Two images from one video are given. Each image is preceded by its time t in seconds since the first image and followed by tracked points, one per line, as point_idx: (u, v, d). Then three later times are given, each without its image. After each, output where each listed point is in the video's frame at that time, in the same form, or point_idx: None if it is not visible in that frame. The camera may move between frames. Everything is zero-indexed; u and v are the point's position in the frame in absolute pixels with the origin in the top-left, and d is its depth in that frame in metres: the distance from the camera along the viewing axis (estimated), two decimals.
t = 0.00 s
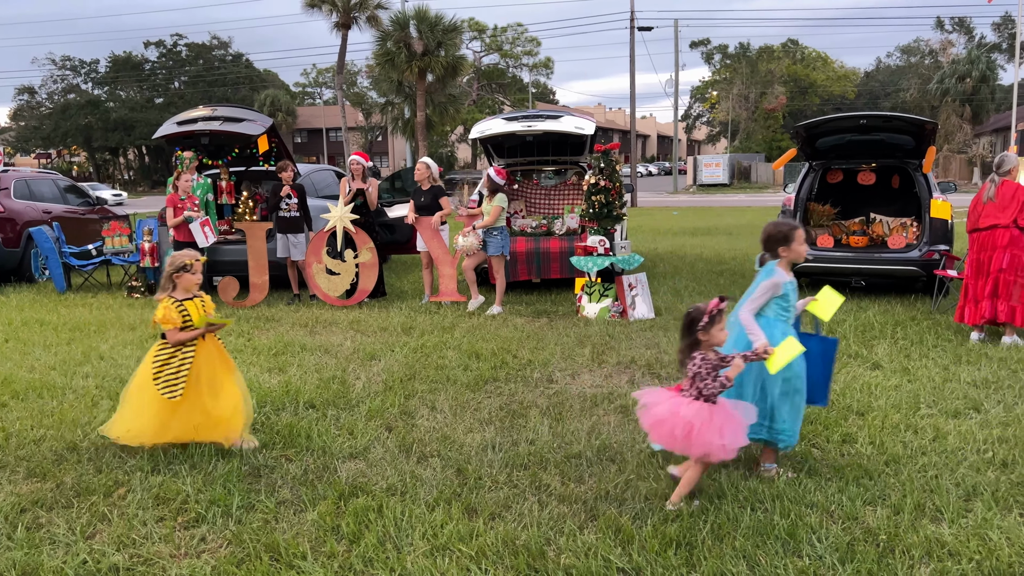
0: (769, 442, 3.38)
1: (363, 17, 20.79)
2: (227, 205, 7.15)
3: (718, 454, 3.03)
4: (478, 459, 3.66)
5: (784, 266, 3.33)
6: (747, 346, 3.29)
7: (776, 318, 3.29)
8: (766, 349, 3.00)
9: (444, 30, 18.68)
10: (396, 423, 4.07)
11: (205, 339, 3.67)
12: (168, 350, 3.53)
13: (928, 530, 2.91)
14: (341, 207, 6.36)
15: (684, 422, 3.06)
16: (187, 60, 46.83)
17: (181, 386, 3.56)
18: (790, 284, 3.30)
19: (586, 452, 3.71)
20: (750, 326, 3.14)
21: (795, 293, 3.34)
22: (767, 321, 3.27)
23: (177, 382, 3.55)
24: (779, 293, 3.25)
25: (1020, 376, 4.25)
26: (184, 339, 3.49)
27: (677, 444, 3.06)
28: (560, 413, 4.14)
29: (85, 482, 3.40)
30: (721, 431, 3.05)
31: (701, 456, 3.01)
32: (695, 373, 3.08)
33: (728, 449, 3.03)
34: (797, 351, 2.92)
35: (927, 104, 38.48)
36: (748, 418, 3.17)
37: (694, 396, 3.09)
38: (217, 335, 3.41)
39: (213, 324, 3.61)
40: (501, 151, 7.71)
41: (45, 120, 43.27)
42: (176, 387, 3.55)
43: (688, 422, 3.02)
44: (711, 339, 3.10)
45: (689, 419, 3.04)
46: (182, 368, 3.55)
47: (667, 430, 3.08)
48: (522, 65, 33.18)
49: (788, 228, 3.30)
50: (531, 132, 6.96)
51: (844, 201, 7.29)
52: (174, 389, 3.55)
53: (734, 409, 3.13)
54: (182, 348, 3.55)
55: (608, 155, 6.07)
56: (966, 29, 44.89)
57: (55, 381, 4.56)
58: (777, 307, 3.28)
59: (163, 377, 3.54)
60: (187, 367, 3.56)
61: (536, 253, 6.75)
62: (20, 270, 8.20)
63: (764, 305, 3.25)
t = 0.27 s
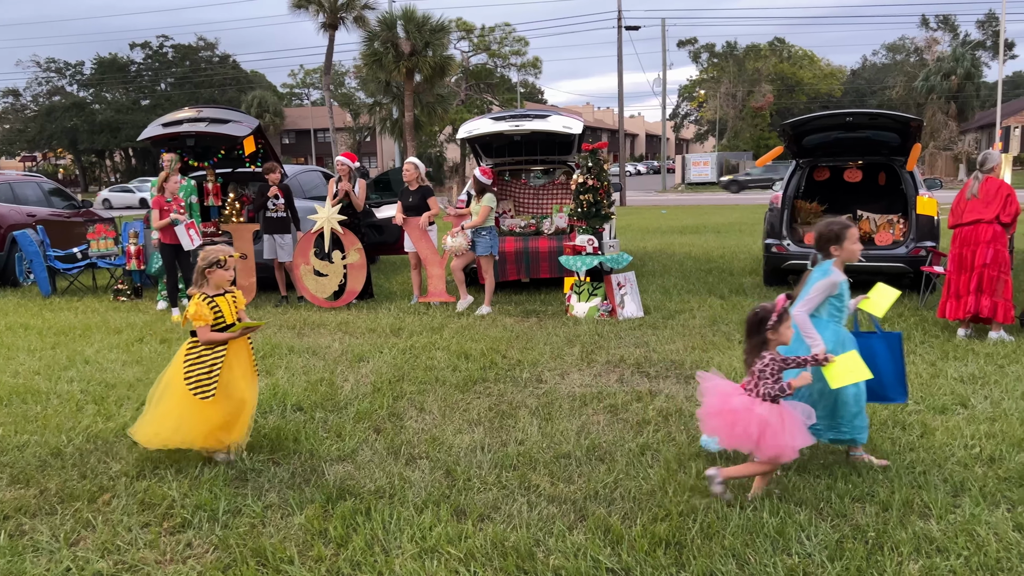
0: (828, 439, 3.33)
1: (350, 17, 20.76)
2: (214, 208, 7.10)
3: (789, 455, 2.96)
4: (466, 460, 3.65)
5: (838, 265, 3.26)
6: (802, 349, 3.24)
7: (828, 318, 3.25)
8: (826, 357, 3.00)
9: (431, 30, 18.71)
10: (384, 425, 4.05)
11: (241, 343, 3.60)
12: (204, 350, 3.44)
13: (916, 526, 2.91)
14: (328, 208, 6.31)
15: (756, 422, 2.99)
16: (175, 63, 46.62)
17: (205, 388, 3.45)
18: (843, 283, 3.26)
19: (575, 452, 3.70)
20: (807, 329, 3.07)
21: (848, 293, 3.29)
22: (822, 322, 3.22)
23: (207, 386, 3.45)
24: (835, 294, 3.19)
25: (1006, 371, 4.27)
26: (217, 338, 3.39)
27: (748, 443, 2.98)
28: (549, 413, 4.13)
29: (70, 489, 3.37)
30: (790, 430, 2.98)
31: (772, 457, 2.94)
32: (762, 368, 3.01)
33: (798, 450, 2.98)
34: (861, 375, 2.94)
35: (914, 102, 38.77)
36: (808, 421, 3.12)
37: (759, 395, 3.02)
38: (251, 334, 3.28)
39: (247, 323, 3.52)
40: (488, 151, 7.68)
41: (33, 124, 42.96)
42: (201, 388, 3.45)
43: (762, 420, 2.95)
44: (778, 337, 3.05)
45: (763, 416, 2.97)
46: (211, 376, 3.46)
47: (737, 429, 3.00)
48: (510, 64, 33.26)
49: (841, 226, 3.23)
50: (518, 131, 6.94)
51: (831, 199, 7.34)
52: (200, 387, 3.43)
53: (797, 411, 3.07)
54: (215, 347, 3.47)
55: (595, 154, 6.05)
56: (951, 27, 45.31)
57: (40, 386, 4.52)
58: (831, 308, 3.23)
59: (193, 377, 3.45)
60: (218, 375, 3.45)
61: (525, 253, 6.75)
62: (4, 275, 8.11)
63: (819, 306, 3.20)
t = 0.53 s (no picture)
0: (875, 429, 3.20)
1: (327, 17, 20.69)
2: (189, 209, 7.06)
3: (847, 451, 2.91)
4: (444, 462, 3.63)
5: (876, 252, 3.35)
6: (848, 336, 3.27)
7: (869, 305, 3.32)
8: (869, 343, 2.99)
9: (409, 30, 18.73)
10: (361, 427, 4.02)
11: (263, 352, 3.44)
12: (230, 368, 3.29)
13: (892, 522, 2.93)
14: (305, 208, 6.23)
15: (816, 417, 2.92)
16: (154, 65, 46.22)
17: (244, 407, 3.27)
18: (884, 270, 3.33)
19: (553, 452, 3.68)
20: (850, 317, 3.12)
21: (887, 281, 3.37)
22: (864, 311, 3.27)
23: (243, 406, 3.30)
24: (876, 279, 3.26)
25: (981, 366, 4.32)
26: (242, 353, 3.23)
27: (804, 437, 2.92)
28: (528, 413, 4.11)
29: (39, 497, 3.30)
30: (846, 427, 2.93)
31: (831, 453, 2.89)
32: (817, 363, 2.93)
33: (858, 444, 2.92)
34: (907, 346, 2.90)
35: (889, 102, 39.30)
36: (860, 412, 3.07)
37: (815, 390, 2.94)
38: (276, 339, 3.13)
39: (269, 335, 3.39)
40: (467, 150, 7.66)
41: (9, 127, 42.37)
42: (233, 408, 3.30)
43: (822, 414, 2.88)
44: (836, 330, 2.95)
45: (824, 413, 2.91)
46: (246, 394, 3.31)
47: (795, 424, 2.93)
48: (489, 65, 33.38)
49: (880, 213, 3.30)
50: (496, 130, 6.92)
51: (807, 197, 7.44)
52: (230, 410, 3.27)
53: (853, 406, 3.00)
54: (243, 362, 3.31)
55: (574, 153, 6.04)
56: (925, 28, 46.00)
57: (9, 393, 4.43)
58: (869, 295, 3.32)
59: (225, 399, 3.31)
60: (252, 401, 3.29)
61: (504, 253, 6.74)
62: None
63: (859, 292, 3.30)
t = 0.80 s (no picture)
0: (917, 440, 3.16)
1: (295, 16, 20.58)
2: (153, 210, 6.98)
3: (883, 439, 2.83)
4: (413, 466, 3.58)
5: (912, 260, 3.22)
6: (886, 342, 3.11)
7: (905, 313, 3.16)
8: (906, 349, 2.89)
9: (377, 30, 18.73)
10: (328, 431, 3.96)
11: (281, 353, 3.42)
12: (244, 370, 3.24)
13: (859, 520, 2.94)
14: (272, 209, 6.01)
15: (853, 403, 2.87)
16: (122, 65, 45.56)
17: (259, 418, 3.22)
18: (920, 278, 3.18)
19: (523, 454, 3.66)
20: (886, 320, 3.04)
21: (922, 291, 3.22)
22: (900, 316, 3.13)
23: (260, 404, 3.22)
24: (913, 288, 3.12)
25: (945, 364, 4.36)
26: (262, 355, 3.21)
27: (841, 427, 2.86)
28: (498, 416, 4.08)
29: None
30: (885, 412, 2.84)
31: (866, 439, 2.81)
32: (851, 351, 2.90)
33: (893, 434, 2.84)
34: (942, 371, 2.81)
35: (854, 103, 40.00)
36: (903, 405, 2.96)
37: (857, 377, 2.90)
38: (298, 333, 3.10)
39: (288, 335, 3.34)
40: (435, 151, 7.63)
41: None
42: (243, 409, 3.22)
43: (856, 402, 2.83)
44: (874, 317, 2.91)
45: (859, 400, 2.84)
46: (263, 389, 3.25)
47: (830, 414, 2.89)
48: (458, 64, 33.51)
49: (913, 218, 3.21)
50: (465, 130, 6.90)
51: (774, 197, 7.46)
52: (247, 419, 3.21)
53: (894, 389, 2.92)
54: (259, 365, 3.27)
55: (543, 154, 6.08)
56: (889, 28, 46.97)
57: None
58: (907, 302, 3.15)
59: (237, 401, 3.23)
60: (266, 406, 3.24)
61: (474, 253, 6.71)
62: None
63: (896, 300, 3.13)
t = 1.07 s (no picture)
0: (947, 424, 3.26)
1: (267, 13, 20.42)
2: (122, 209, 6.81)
3: (935, 428, 2.85)
4: (387, 465, 3.55)
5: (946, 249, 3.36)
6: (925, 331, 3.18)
7: (943, 300, 3.31)
8: (957, 339, 2.93)
9: (351, 26, 18.69)
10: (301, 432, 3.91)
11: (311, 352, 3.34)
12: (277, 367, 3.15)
13: (832, 515, 2.96)
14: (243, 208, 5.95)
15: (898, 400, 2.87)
16: (94, 63, 44.93)
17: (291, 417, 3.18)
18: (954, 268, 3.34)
19: (498, 452, 3.64)
20: (931, 312, 3.08)
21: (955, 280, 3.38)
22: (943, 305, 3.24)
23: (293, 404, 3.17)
24: (950, 276, 3.27)
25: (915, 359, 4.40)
26: (293, 351, 3.13)
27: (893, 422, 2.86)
28: (473, 414, 4.06)
29: None
30: (931, 403, 2.87)
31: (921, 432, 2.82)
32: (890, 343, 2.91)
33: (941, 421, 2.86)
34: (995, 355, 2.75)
35: (825, 100, 40.58)
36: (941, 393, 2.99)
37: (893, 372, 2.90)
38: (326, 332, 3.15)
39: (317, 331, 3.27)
40: (410, 148, 7.61)
41: None
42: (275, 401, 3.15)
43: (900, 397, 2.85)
44: (911, 311, 2.94)
45: (905, 394, 2.85)
46: (299, 384, 3.20)
47: (877, 410, 2.89)
48: (432, 60, 33.62)
49: (946, 209, 3.32)
50: (440, 128, 6.88)
51: (748, 194, 7.55)
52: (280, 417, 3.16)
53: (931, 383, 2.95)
54: (291, 361, 3.19)
55: (518, 151, 6.08)
56: (859, 28, 47.71)
57: None
58: (943, 290, 3.31)
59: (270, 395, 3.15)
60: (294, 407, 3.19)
61: (450, 251, 6.70)
62: None
63: (935, 288, 3.27)
